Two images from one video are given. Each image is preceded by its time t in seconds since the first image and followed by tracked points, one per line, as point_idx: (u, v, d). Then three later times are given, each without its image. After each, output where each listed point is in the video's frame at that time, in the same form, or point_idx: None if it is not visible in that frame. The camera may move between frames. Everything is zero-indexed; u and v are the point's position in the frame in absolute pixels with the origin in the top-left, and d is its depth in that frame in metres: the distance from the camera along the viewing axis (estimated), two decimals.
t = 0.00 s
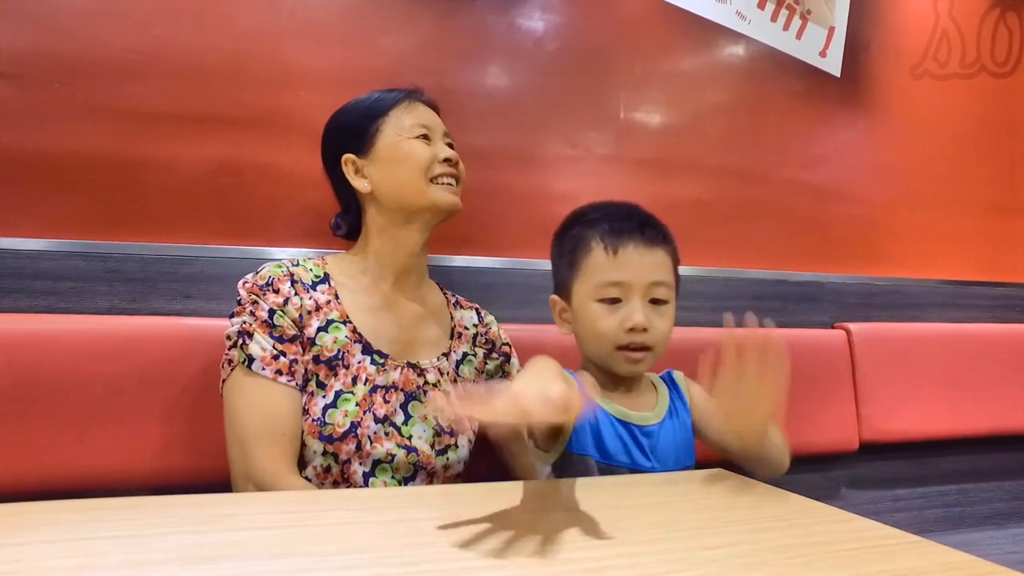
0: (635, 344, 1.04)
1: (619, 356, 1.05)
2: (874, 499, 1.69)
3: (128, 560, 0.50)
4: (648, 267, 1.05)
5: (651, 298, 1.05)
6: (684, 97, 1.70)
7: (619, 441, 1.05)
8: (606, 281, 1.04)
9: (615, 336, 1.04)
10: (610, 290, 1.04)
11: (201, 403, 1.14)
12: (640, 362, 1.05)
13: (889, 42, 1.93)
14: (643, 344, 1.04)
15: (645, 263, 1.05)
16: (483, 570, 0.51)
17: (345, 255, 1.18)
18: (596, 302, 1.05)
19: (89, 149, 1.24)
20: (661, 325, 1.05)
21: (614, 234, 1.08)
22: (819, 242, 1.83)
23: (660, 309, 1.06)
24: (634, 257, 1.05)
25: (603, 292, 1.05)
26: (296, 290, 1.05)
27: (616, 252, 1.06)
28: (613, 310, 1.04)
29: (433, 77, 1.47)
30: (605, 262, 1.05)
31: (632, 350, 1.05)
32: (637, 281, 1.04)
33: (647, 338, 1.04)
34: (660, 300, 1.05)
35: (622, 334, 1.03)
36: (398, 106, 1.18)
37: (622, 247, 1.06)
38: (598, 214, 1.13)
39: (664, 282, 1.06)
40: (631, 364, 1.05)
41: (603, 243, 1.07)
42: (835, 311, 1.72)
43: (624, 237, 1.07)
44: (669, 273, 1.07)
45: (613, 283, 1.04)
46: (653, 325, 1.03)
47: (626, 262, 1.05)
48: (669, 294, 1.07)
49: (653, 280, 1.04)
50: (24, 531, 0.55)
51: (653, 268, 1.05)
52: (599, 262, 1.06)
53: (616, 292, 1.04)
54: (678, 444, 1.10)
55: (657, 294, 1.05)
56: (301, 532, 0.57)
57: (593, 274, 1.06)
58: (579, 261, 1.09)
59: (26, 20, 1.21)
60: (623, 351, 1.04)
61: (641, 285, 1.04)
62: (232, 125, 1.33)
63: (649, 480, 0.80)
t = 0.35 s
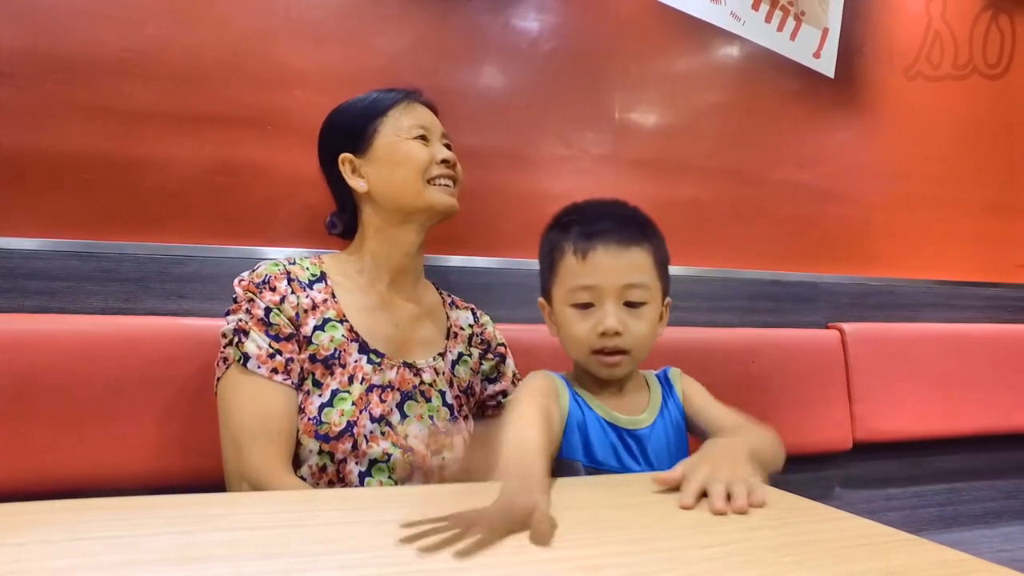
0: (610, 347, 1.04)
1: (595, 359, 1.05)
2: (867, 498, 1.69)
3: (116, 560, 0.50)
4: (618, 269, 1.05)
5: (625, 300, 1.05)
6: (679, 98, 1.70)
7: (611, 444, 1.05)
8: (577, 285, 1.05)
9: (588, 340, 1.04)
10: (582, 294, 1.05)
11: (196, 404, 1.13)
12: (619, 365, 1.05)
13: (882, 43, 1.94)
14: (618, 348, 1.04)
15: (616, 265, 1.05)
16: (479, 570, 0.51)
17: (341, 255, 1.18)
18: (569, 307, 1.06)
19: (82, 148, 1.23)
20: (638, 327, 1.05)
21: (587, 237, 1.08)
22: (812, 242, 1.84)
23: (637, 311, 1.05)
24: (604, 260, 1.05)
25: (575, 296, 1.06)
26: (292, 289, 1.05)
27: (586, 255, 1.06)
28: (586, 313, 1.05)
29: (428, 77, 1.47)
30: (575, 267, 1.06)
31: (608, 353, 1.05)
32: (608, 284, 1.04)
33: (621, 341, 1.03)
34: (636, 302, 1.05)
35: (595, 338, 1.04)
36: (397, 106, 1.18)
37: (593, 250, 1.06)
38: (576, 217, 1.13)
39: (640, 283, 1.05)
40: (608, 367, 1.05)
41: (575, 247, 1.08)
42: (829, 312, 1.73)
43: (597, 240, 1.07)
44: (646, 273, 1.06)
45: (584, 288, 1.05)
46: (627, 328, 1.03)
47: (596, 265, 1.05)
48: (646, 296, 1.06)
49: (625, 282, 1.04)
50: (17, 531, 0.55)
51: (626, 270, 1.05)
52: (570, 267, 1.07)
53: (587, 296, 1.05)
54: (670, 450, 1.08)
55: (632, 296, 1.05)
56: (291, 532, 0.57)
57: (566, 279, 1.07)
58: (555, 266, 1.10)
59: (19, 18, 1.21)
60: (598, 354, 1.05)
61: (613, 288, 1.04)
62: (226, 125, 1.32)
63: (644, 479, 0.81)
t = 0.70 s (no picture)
0: (602, 353, 1.04)
1: (587, 362, 1.06)
2: (862, 498, 1.70)
3: (104, 563, 0.49)
4: (616, 275, 1.03)
5: (621, 306, 1.04)
6: (674, 99, 1.70)
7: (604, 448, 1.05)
8: (572, 287, 1.05)
9: (580, 343, 1.05)
10: (577, 297, 1.04)
11: (187, 405, 1.13)
12: (610, 370, 1.06)
13: (876, 45, 1.95)
14: (610, 353, 1.04)
15: (613, 270, 1.04)
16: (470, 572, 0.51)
17: (333, 255, 1.18)
18: (564, 308, 1.06)
19: (73, 147, 1.23)
20: (631, 334, 1.04)
21: (587, 241, 1.07)
22: (807, 243, 1.84)
23: (632, 318, 1.04)
24: (601, 265, 1.04)
25: (570, 299, 1.05)
26: (283, 288, 1.04)
27: (584, 259, 1.05)
28: (581, 317, 1.05)
29: (422, 76, 1.47)
30: (571, 269, 1.06)
31: (600, 358, 1.05)
32: (604, 289, 1.03)
33: (613, 348, 1.04)
34: (632, 308, 1.04)
35: (587, 342, 1.04)
36: (388, 106, 1.18)
37: (591, 254, 1.05)
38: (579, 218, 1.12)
39: (638, 290, 1.04)
40: (597, 372, 1.06)
41: (574, 249, 1.07)
42: (823, 312, 1.73)
43: (596, 243, 1.06)
44: (645, 280, 1.05)
45: (580, 290, 1.04)
46: (620, 334, 1.03)
47: (593, 269, 1.04)
48: (644, 302, 1.05)
49: (622, 288, 1.03)
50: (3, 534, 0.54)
51: (623, 275, 1.04)
52: (567, 269, 1.06)
53: (582, 299, 1.04)
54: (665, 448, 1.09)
55: (628, 303, 1.04)
56: (282, 535, 0.57)
57: (562, 281, 1.07)
58: (553, 266, 1.10)
59: (10, 16, 1.20)
60: (590, 358, 1.05)
61: (609, 294, 1.03)
62: (218, 125, 1.32)
63: (636, 480, 0.81)
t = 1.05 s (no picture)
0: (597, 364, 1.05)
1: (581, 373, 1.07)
2: (858, 498, 1.70)
3: (103, 564, 0.49)
4: (615, 287, 1.03)
5: (617, 318, 1.04)
6: (671, 100, 1.71)
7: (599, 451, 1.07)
8: (570, 298, 1.05)
9: (576, 355, 1.05)
10: (574, 308, 1.04)
11: (184, 405, 1.13)
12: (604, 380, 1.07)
13: (873, 46, 1.95)
14: (605, 365, 1.05)
15: (612, 283, 1.04)
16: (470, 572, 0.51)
17: (330, 255, 1.17)
18: (560, 319, 1.06)
19: (70, 147, 1.22)
20: (627, 345, 1.05)
21: (586, 251, 1.06)
22: (804, 244, 1.84)
23: (628, 329, 1.05)
24: (600, 277, 1.04)
25: (567, 310, 1.05)
26: (281, 289, 1.04)
27: (583, 270, 1.05)
28: (577, 327, 1.05)
29: (420, 76, 1.47)
30: (570, 281, 1.05)
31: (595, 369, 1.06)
32: (601, 302, 1.03)
33: (608, 360, 1.04)
34: (629, 320, 1.04)
35: (583, 353, 1.04)
36: (385, 106, 1.18)
37: (590, 265, 1.05)
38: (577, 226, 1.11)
39: (635, 302, 1.04)
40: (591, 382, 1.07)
41: (572, 259, 1.07)
42: (820, 313, 1.73)
43: (595, 255, 1.06)
44: (642, 292, 1.05)
45: (577, 302, 1.04)
46: (617, 347, 1.04)
47: (591, 281, 1.04)
48: (640, 313, 1.05)
49: (620, 300, 1.03)
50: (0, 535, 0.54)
51: (622, 288, 1.04)
52: (565, 279, 1.06)
53: (579, 310, 1.04)
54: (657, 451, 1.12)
55: (625, 314, 1.04)
56: (280, 535, 0.56)
57: (560, 291, 1.06)
58: (549, 274, 1.09)
59: (6, 16, 1.20)
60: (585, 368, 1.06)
61: (607, 306, 1.03)
62: (216, 124, 1.31)
63: (635, 480, 0.81)
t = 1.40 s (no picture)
0: (595, 359, 1.04)
1: (578, 370, 1.06)
2: (856, 498, 1.70)
3: (99, 565, 0.49)
4: (609, 278, 1.05)
5: (613, 310, 1.05)
6: (669, 100, 1.71)
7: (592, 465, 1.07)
8: (565, 292, 1.05)
9: (573, 350, 1.04)
10: (569, 302, 1.05)
11: (180, 405, 1.12)
12: (601, 378, 1.06)
13: (871, 46, 1.95)
14: (602, 360, 1.04)
15: (605, 274, 1.05)
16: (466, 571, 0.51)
17: (326, 256, 1.18)
18: (555, 315, 1.06)
19: (67, 147, 1.22)
20: (624, 338, 1.05)
21: (577, 245, 1.08)
22: (801, 244, 1.84)
23: (623, 322, 1.06)
24: (595, 267, 1.05)
25: (562, 304, 1.06)
26: (276, 290, 1.04)
27: (576, 264, 1.06)
28: (573, 322, 1.05)
29: (417, 76, 1.47)
30: (565, 273, 1.06)
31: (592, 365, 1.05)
32: (596, 293, 1.04)
33: (606, 353, 1.04)
34: (623, 311, 1.06)
35: (581, 348, 1.04)
36: (380, 106, 1.18)
37: (583, 258, 1.06)
38: (565, 225, 1.13)
39: (628, 293, 1.06)
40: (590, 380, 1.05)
41: (564, 255, 1.08)
42: (817, 313, 1.74)
43: (587, 248, 1.07)
44: (635, 283, 1.07)
45: (572, 295, 1.05)
46: (614, 339, 1.04)
47: (585, 272, 1.05)
48: (633, 306, 1.07)
49: (614, 291, 1.05)
50: None
51: (616, 278, 1.05)
52: (560, 271, 1.07)
53: (575, 303, 1.05)
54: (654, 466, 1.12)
55: (620, 306, 1.06)
56: (278, 535, 0.56)
57: (554, 285, 1.07)
58: (542, 272, 1.10)
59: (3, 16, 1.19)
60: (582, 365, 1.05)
61: (602, 297, 1.04)
62: (213, 124, 1.31)
63: (630, 480, 0.81)
